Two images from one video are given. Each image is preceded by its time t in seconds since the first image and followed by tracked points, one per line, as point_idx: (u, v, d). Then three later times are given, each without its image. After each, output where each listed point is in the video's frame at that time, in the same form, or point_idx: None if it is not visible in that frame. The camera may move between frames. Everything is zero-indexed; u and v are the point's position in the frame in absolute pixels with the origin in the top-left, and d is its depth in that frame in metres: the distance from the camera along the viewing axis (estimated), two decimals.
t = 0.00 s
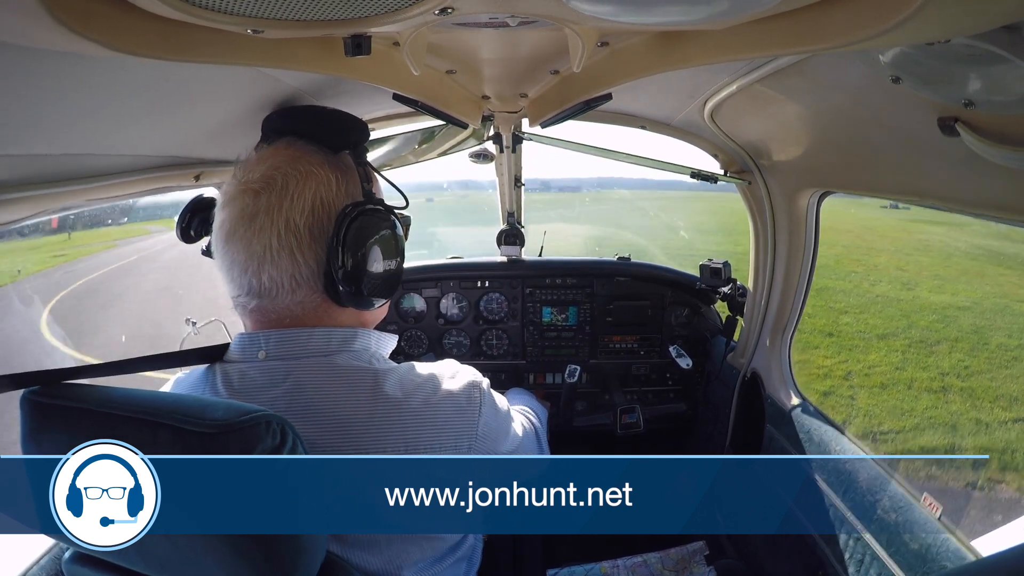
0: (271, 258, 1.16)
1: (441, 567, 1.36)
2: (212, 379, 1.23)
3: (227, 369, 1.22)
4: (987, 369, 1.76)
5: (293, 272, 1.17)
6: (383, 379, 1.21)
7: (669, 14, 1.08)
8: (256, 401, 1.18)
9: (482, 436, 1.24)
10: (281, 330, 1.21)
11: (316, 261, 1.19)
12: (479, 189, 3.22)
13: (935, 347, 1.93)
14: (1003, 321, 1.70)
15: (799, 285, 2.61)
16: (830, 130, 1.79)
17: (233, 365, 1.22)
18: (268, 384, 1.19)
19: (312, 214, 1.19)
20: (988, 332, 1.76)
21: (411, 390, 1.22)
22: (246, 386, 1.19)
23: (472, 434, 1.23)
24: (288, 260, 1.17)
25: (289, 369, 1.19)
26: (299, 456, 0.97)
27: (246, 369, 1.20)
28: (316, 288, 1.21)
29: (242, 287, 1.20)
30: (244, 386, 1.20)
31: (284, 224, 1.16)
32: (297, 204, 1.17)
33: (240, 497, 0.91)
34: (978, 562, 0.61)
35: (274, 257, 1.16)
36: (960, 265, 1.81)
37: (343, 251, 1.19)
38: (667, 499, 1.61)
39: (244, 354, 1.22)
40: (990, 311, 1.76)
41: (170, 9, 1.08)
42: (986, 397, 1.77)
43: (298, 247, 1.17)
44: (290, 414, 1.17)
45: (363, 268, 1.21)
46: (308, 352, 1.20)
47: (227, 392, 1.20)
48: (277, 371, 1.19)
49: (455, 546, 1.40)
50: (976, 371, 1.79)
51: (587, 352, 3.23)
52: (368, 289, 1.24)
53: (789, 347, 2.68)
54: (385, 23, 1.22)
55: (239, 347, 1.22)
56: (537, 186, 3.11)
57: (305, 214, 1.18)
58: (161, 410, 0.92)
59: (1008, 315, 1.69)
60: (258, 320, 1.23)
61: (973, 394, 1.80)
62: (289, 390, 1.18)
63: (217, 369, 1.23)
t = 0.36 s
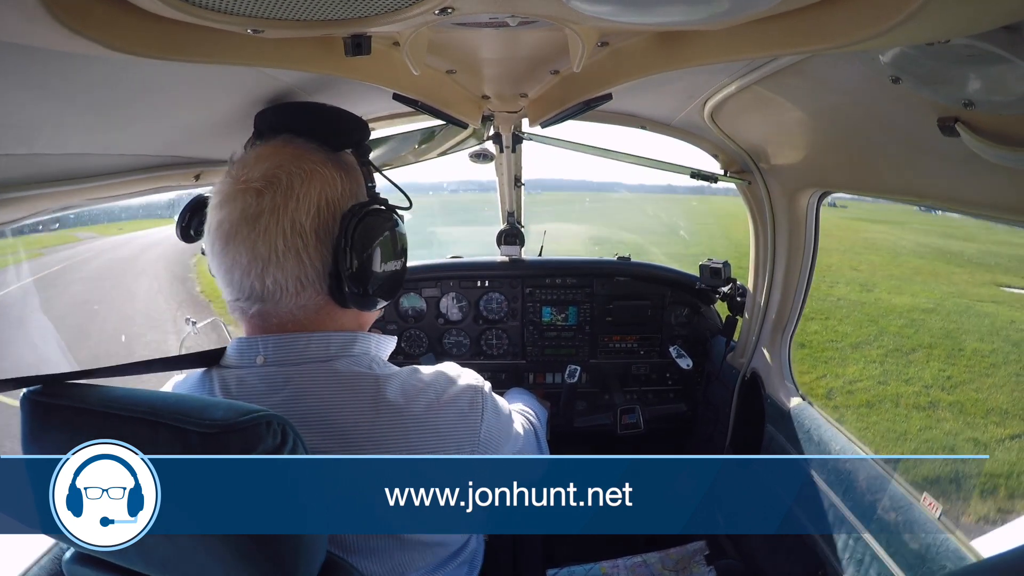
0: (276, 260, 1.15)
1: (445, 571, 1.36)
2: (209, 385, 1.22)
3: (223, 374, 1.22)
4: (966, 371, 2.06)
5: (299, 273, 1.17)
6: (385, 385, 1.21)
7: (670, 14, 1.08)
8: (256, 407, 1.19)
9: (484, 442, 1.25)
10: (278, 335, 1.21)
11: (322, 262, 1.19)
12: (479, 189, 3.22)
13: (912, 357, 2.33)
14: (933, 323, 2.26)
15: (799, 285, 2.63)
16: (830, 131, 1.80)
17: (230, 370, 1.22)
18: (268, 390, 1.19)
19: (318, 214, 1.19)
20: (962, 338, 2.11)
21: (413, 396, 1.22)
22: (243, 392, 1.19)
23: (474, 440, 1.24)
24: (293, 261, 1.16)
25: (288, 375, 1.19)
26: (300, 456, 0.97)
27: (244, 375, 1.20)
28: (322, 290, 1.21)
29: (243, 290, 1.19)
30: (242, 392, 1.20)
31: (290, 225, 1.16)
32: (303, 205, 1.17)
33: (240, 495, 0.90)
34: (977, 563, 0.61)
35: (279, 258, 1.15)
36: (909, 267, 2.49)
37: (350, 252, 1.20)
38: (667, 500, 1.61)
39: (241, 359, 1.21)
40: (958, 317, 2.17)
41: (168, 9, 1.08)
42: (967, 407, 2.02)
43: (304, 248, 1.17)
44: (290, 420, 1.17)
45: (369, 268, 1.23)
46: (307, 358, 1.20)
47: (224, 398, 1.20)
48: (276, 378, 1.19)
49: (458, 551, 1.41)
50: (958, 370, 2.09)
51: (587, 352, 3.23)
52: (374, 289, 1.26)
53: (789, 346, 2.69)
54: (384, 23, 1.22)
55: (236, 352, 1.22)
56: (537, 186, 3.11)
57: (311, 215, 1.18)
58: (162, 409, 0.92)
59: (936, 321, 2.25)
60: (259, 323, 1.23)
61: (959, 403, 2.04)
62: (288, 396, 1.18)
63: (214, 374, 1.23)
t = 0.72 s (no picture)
0: (280, 259, 1.15)
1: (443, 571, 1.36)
2: (207, 386, 1.23)
3: (220, 376, 1.22)
4: (952, 378, 2.37)
5: (302, 273, 1.17)
6: (380, 386, 1.21)
7: (670, 14, 1.08)
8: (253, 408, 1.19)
9: (481, 442, 1.25)
10: (272, 335, 1.21)
11: (325, 261, 1.19)
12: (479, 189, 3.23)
13: (895, 365, 2.71)
14: (906, 327, 2.74)
15: (799, 285, 2.64)
16: (830, 131, 1.80)
17: (227, 371, 1.22)
18: (263, 391, 1.19)
19: (321, 213, 1.19)
20: (940, 343, 2.49)
21: (409, 397, 1.22)
22: (240, 393, 1.20)
23: (471, 441, 1.24)
24: (298, 261, 1.16)
25: (283, 377, 1.19)
26: (299, 457, 0.97)
27: (240, 376, 1.20)
28: (324, 289, 1.21)
29: (243, 289, 1.17)
30: (238, 393, 1.20)
31: (295, 224, 1.16)
32: (307, 204, 1.17)
33: (238, 496, 0.91)
34: (978, 563, 0.61)
35: (283, 257, 1.15)
36: (868, 268, 2.93)
37: (354, 251, 1.21)
38: (666, 499, 1.61)
39: (236, 360, 1.21)
40: (927, 320, 2.65)
41: (167, 8, 1.08)
42: (958, 419, 2.26)
43: (308, 247, 1.17)
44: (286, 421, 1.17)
45: (367, 266, 1.26)
46: (303, 359, 1.19)
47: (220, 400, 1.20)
48: (271, 379, 1.19)
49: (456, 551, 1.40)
50: (942, 377, 2.40)
51: (587, 352, 3.23)
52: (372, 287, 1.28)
53: (788, 347, 2.70)
54: (384, 23, 1.22)
55: (233, 354, 1.22)
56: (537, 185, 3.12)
57: (315, 213, 1.18)
58: (161, 408, 0.92)
59: (911, 326, 2.72)
60: (258, 322, 1.22)
61: (955, 422, 2.25)
62: (285, 397, 1.18)
63: (211, 375, 1.24)
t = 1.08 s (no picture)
0: (294, 255, 1.15)
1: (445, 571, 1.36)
2: (210, 381, 1.24)
3: (225, 372, 1.23)
4: (951, 387, 2.32)
5: (315, 271, 1.18)
6: (384, 381, 1.22)
7: (670, 15, 1.08)
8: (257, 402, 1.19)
9: (483, 439, 1.25)
10: (278, 331, 1.21)
11: (338, 260, 1.20)
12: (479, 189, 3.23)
13: (890, 371, 2.60)
14: (891, 326, 2.75)
15: (798, 286, 2.64)
16: (828, 131, 1.81)
17: (232, 368, 1.23)
18: (269, 386, 1.19)
19: (336, 212, 1.20)
20: (930, 346, 2.49)
21: (413, 392, 1.22)
22: (244, 388, 1.20)
23: (473, 435, 1.24)
24: (312, 259, 1.17)
25: (288, 371, 1.19)
26: (299, 453, 0.97)
27: (245, 372, 1.21)
28: (335, 287, 1.22)
29: (254, 285, 1.17)
30: (243, 389, 1.20)
31: (310, 222, 1.16)
32: (322, 202, 1.18)
33: (241, 496, 0.91)
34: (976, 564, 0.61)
35: (298, 254, 1.16)
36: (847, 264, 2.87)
37: (366, 250, 1.23)
38: (666, 499, 1.61)
39: (242, 354, 1.22)
40: (910, 318, 2.70)
41: (168, 9, 1.08)
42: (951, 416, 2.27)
43: (322, 245, 1.18)
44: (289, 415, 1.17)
45: (379, 266, 1.27)
46: (307, 354, 1.20)
47: (225, 394, 1.21)
48: (276, 374, 1.19)
49: (458, 547, 1.40)
50: (941, 386, 2.37)
51: (587, 352, 3.23)
52: (382, 288, 1.30)
53: (788, 345, 2.72)
54: (385, 23, 1.22)
55: (237, 349, 1.22)
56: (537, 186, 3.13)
57: (330, 212, 1.19)
58: (162, 407, 0.92)
59: (896, 325, 2.75)
60: (266, 318, 1.22)
61: (966, 438, 2.12)
62: (289, 391, 1.18)
63: (216, 371, 1.25)
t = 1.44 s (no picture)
0: (313, 260, 1.14)
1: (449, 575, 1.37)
2: (218, 384, 1.24)
3: (232, 375, 1.22)
4: (967, 414, 2.24)
5: (333, 276, 1.17)
6: (394, 390, 1.22)
7: (670, 14, 1.08)
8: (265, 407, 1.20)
9: (493, 448, 1.27)
10: (287, 335, 1.20)
11: (356, 265, 1.19)
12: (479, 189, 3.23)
13: (901, 397, 2.53)
14: (894, 346, 2.71)
15: (798, 286, 2.64)
16: (827, 130, 1.80)
17: (240, 370, 1.22)
18: (277, 392, 1.20)
19: (355, 217, 1.19)
20: (941, 369, 2.44)
21: (423, 401, 1.23)
22: (252, 393, 1.20)
23: (483, 445, 1.26)
24: (330, 263, 1.16)
25: (298, 377, 1.19)
26: (300, 455, 0.96)
27: (253, 376, 1.21)
28: (351, 291, 1.21)
29: (270, 287, 1.15)
30: (250, 392, 1.21)
31: (330, 227, 1.15)
32: (342, 207, 1.16)
33: (242, 489, 0.90)
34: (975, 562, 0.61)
35: (317, 258, 1.14)
36: (844, 280, 2.78)
37: (384, 255, 1.23)
38: (667, 500, 1.60)
39: (249, 359, 1.22)
40: (909, 335, 2.67)
41: (169, 9, 1.08)
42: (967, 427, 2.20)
43: (341, 250, 1.17)
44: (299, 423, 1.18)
45: (395, 272, 1.26)
46: (316, 359, 1.20)
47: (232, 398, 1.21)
48: (285, 378, 1.19)
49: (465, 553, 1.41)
50: (959, 413, 2.28)
51: (587, 352, 3.22)
52: (398, 293, 1.29)
53: (788, 346, 2.71)
54: (386, 23, 1.22)
55: (245, 353, 1.22)
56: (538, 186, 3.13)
57: (350, 217, 1.18)
58: (162, 407, 0.92)
59: (896, 342, 2.72)
60: (278, 320, 1.21)
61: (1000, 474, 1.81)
62: (298, 398, 1.19)
63: (222, 373, 1.25)
